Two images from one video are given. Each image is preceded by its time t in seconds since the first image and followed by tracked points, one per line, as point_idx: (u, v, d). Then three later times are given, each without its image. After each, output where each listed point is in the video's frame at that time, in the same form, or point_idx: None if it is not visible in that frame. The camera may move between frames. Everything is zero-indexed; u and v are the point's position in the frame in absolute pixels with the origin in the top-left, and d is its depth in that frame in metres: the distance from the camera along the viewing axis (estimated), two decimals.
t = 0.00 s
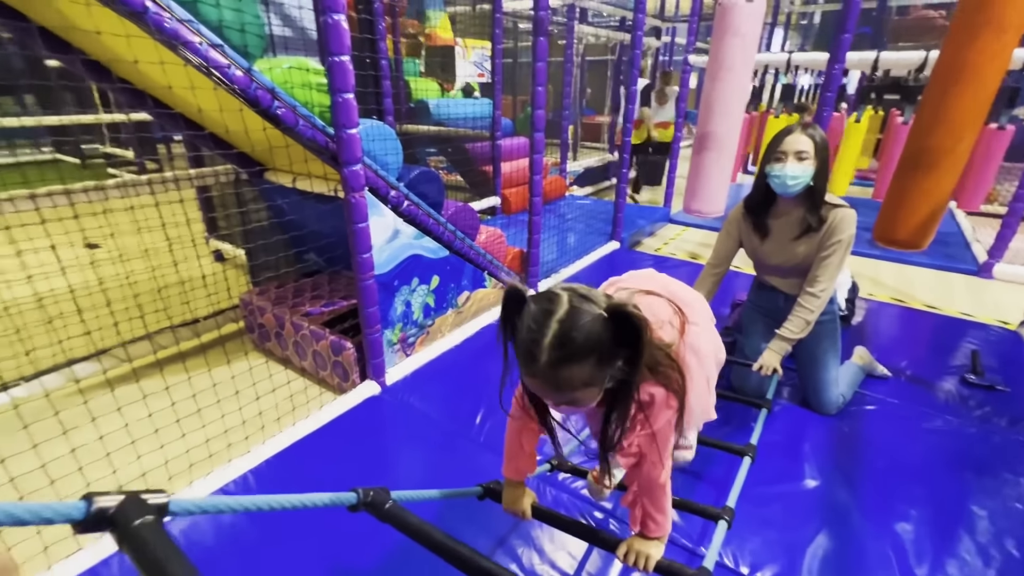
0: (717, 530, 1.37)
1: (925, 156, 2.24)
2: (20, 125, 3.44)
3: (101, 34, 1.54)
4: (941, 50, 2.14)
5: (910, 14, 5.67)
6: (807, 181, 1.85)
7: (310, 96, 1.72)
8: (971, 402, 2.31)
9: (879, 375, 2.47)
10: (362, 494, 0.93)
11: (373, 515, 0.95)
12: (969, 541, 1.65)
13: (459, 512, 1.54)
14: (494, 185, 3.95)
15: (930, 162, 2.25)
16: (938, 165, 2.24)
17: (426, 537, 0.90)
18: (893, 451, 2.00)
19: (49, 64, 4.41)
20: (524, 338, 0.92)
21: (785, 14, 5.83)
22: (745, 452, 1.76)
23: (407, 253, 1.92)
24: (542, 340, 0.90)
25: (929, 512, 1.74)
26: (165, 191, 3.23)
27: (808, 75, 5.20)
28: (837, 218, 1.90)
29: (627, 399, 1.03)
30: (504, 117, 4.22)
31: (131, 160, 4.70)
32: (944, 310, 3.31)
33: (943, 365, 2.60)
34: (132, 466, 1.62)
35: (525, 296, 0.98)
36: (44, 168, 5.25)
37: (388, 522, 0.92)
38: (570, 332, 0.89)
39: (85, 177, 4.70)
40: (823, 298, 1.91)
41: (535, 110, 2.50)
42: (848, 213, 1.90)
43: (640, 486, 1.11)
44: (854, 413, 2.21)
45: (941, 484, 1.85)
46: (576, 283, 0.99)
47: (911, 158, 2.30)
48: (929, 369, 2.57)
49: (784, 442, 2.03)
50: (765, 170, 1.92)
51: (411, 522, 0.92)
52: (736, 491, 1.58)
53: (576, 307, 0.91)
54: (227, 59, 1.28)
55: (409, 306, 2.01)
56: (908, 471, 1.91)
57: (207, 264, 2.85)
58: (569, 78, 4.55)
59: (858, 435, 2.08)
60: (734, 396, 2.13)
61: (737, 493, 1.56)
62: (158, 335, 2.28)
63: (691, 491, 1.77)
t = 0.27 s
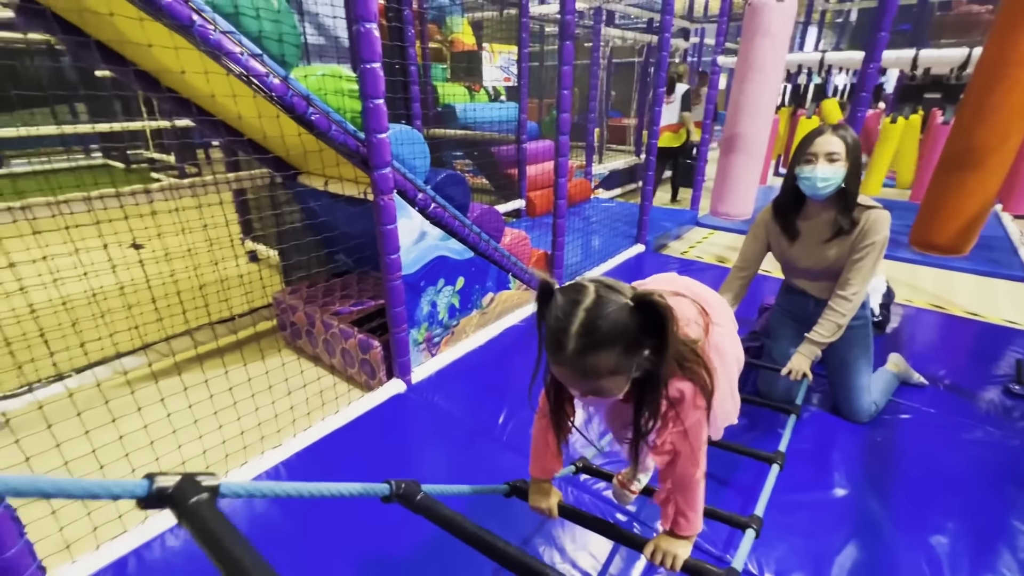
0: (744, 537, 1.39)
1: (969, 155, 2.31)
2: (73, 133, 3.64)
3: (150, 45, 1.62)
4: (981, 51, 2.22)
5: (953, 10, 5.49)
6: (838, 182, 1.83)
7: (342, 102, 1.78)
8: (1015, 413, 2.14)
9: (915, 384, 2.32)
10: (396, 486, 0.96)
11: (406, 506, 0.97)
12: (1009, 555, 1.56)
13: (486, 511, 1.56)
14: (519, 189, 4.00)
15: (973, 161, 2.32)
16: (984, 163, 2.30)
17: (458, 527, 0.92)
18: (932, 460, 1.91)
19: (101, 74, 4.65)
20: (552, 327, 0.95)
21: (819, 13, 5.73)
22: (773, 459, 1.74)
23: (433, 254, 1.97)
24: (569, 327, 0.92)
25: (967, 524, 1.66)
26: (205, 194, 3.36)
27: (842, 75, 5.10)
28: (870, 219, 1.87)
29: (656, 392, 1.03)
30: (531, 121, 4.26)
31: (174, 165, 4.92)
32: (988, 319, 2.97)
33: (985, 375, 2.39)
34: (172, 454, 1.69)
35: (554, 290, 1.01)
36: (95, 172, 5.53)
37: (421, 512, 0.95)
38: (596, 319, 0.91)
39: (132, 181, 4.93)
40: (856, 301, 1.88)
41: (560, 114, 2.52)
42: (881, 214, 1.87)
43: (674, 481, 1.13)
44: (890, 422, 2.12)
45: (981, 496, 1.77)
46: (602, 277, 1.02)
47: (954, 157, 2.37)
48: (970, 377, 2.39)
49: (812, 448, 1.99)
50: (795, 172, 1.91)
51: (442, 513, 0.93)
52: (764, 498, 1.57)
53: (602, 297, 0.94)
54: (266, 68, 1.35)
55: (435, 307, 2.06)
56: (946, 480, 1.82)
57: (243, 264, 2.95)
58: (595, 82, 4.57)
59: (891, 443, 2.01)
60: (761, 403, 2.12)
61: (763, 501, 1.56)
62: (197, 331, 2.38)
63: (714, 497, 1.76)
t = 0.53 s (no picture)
0: (759, 552, 1.37)
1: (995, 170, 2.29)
2: (103, 141, 3.76)
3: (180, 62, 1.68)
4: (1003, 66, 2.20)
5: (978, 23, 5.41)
6: (854, 199, 1.83)
7: (364, 115, 1.83)
8: None
9: (934, 403, 2.29)
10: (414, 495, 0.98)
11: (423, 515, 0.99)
12: None
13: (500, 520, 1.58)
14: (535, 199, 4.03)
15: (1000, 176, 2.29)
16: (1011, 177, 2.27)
17: (474, 530, 0.94)
18: (950, 482, 1.88)
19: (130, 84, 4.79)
20: (574, 314, 0.99)
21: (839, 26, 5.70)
22: (788, 476, 1.75)
23: (449, 263, 2.00)
24: (591, 313, 0.96)
25: (985, 547, 1.64)
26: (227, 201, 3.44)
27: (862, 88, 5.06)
28: (887, 236, 1.87)
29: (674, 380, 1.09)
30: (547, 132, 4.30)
31: (198, 171, 5.03)
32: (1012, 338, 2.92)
33: (1009, 395, 2.36)
34: (194, 453, 1.73)
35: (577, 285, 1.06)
36: (123, 179, 5.69)
37: (438, 518, 0.97)
38: (619, 305, 0.96)
39: (159, 187, 5.06)
40: (873, 318, 1.87)
41: (576, 126, 2.55)
42: (898, 231, 1.86)
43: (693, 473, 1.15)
44: (908, 440, 2.10)
45: (1001, 519, 1.73)
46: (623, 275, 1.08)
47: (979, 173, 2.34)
48: (991, 396, 2.35)
49: (827, 466, 1.98)
50: (810, 188, 1.92)
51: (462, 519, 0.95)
52: (778, 514, 1.57)
53: (624, 289, 1.00)
54: (293, 83, 1.39)
55: (450, 315, 2.09)
56: (965, 502, 1.80)
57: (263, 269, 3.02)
58: (611, 94, 4.60)
59: (909, 462, 1.99)
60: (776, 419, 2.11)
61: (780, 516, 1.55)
62: (219, 335, 2.44)
63: (727, 512, 1.75)
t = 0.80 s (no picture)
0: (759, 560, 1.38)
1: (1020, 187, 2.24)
2: (134, 144, 3.88)
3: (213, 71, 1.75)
4: None
5: (1005, 37, 5.34)
6: (873, 214, 1.83)
7: (389, 124, 1.88)
8: None
9: (953, 422, 2.27)
10: (426, 483, 1.01)
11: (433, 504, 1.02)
12: None
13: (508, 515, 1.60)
14: (552, 208, 4.06)
15: None
16: None
17: (480, 521, 0.97)
18: (967, 502, 1.86)
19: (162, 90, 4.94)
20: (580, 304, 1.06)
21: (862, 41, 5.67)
22: (797, 489, 1.75)
23: (465, 270, 2.04)
24: (595, 302, 1.03)
25: (1001, 569, 1.61)
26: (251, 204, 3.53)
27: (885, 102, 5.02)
28: (907, 252, 1.86)
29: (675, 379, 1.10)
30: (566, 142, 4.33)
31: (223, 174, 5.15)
32: None
33: None
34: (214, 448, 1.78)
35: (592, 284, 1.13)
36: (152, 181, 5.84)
37: (448, 508, 1.00)
38: (621, 297, 1.03)
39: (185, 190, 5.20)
40: (891, 334, 1.87)
41: (595, 137, 2.58)
42: (918, 247, 1.86)
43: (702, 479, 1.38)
44: (924, 459, 2.07)
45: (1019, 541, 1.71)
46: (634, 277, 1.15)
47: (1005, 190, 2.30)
48: (1012, 417, 2.32)
49: (841, 481, 1.96)
50: (828, 203, 1.92)
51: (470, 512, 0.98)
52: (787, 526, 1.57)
53: (631, 284, 1.06)
54: (322, 93, 1.44)
55: (465, 321, 2.12)
56: (982, 523, 1.77)
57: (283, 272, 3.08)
58: (631, 105, 4.63)
59: (925, 480, 1.96)
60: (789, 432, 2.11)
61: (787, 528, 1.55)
62: (241, 335, 2.50)
63: (738, 524, 1.75)
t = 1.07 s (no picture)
0: (736, 566, 1.42)
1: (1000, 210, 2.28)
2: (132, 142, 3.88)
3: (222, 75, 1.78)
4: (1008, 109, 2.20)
5: (992, 63, 5.47)
6: (859, 233, 1.89)
7: (393, 132, 1.91)
8: None
9: (933, 436, 2.32)
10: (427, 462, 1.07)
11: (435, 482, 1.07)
12: None
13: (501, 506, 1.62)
14: (548, 217, 4.10)
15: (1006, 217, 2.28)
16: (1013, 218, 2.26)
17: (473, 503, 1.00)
18: (945, 514, 1.91)
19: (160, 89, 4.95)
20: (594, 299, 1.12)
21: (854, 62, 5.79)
22: (777, 497, 1.81)
23: (463, 276, 2.07)
24: (608, 295, 1.09)
25: None
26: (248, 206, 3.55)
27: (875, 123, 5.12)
28: (888, 269, 1.92)
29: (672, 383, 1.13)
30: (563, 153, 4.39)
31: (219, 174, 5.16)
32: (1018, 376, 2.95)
33: (1010, 431, 2.38)
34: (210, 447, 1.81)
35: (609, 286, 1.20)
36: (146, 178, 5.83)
37: (447, 488, 1.05)
38: (633, 294, 1.08)
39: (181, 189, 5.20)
40: (872, 347, 1.92)
41: (592, 149, 2.64)
42: (899, 265, 1.92)
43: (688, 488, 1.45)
44: (904, 471, 2.12)
45: (993, 552, 1.75)
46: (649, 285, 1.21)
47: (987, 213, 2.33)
48: (990, 433, 2.37)
49: (824, 491, 2.01)
50: (816, 221, 1.97)
51: (466, 489, 1.03)
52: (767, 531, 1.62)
53: (645, 284, 1.12)
54: (331, 100, 1.48)
55: (462, 326, 2.15)
56: (959, 534, 1.82)
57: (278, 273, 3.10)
58: (627, 118, 4.69)
59: (905, 492, 2.01)
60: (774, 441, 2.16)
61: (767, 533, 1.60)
62: (238, 333, 2.52)
63: (723, 531, 1.79)
